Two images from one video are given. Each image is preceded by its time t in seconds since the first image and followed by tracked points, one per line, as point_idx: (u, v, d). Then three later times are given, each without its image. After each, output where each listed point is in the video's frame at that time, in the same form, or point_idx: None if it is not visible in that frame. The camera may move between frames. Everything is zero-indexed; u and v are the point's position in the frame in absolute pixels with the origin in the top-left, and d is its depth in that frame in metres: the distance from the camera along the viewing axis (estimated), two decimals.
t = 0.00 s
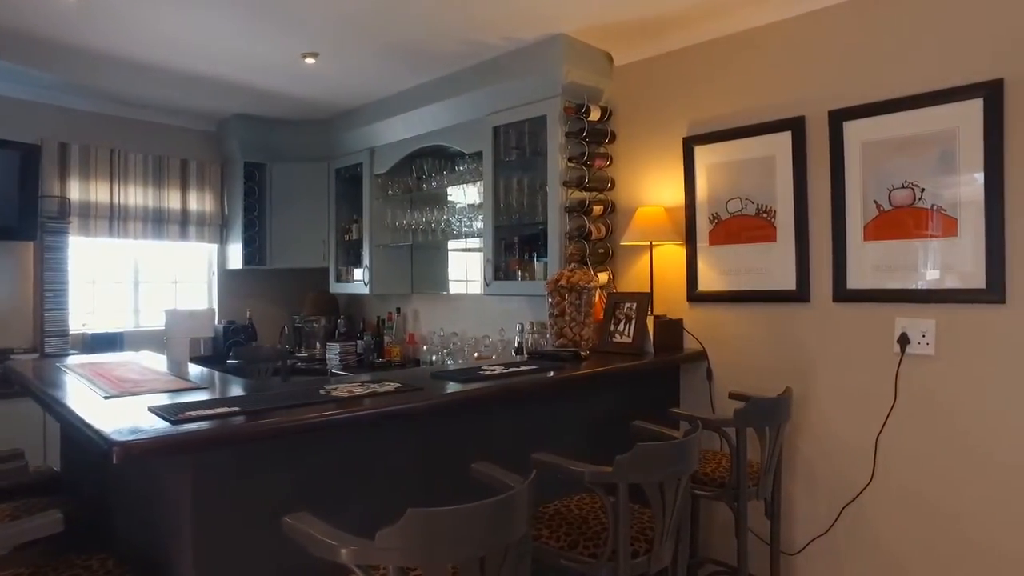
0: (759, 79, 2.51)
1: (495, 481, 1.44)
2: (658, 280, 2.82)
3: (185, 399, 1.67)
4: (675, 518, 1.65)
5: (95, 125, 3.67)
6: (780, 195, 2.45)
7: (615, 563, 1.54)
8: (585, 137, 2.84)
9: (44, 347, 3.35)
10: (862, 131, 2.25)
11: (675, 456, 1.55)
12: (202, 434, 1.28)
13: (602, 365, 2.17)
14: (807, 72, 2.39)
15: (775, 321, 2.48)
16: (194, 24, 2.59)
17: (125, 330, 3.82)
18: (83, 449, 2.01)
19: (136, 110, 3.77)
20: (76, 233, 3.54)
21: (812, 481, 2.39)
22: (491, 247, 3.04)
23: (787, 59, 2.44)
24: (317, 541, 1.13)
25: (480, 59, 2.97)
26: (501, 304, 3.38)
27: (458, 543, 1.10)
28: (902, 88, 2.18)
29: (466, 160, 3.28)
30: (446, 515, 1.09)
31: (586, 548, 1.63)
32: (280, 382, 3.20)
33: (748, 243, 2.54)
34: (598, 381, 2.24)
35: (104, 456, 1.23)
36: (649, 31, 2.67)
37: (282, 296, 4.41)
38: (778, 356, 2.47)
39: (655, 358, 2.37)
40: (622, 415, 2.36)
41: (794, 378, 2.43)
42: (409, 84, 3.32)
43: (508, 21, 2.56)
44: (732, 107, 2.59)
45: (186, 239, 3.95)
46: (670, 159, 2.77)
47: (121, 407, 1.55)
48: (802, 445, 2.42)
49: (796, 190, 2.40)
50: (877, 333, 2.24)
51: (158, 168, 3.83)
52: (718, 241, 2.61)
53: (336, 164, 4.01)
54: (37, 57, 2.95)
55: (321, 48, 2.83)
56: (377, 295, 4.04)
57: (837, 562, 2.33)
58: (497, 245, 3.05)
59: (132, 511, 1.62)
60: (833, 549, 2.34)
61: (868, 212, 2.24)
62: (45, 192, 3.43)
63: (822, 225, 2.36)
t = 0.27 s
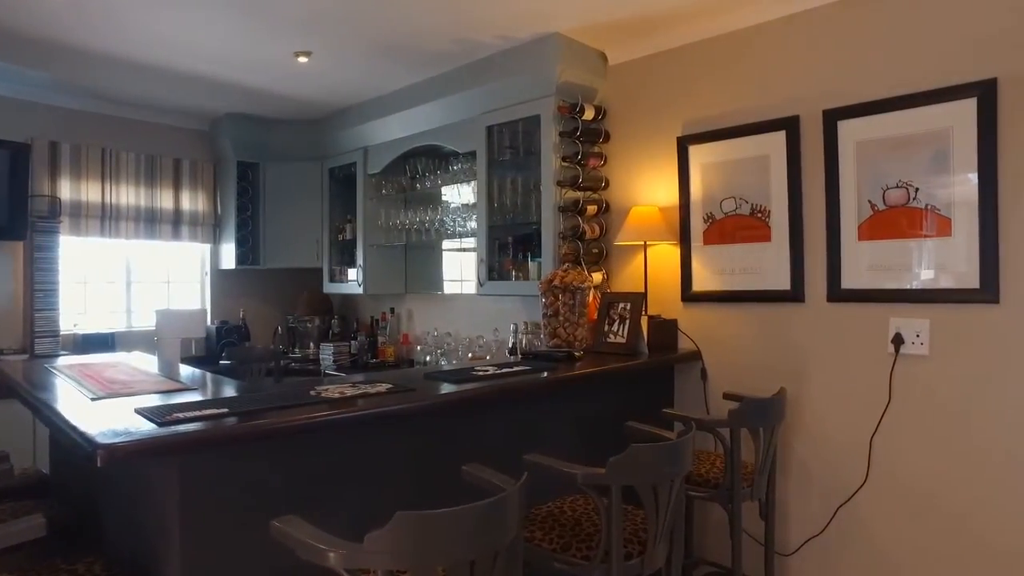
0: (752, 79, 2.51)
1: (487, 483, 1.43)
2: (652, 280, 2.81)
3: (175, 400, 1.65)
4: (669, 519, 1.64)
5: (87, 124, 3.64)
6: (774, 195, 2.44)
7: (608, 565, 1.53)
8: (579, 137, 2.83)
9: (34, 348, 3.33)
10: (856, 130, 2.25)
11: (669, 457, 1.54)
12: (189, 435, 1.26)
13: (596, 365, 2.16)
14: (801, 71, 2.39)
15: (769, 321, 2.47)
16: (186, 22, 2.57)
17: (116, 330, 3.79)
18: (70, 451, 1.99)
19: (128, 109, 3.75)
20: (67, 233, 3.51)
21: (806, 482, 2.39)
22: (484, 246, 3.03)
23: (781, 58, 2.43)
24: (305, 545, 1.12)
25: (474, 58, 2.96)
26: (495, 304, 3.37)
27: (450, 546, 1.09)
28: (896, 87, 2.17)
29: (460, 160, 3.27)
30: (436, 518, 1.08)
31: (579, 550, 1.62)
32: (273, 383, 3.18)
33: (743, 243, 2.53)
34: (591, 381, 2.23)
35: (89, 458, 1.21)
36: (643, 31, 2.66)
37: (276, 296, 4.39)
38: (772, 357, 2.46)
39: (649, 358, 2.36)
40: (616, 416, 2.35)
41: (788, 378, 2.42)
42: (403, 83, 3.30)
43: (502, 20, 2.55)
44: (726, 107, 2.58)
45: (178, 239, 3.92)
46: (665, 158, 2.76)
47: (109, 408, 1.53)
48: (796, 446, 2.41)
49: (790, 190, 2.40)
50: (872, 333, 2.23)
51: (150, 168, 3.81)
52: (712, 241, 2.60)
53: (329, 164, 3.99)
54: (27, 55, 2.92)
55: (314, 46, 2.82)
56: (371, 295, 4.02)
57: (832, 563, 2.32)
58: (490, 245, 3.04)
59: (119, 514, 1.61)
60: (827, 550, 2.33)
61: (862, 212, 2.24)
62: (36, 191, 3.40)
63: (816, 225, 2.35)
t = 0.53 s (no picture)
0: (749, 79, 2.50)
1: (482, 487, 1.41)
2: (648, 281, 2.80)
3: (167, 403, 1.62)
4: (665, 523, 1.62)
5: (79, 123, 3.61)
6: (771, 195, 2.43)
7: (604, 570, 1.52)
8: (574, 137, 2.82)
9: (24, 349, 3.29)
10: (852, 131, 2.24)
11: (665, 460, 1.53)
12: (179, 439, 1.24)
13: (592, 367, 2.15)
14: (797, 71, 2.38)
15: (766, 322, 2.46)
16: (178, 21, 2.54)
17: (108, 331, 3.76)
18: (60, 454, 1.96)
19: (120, 108, 3.71)
20: (58, 233, 3.48)
21: (802, 483, 2.38)
22: (479, 247, 3.01)
23: (777, 58, 2.42)
24: (297, 552, 1.10)
25: (468, 58, 2.94)
26: (490, 305, 3.35)
27: (448, 551, 1.07)
28: (892, 88, 2.17)
29: (455, 160, 3.25)
30: (430, 524, 1.06)
31: (575, 554, 1.60)
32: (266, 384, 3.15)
33: (739, 244, 2.52)
34: (587, 383, 2.21)
35: (77, 463, 1.19)
36: (639, 30, 2.65)
37: (270, 297, 4.36)
38: (768, 358, 2.45)
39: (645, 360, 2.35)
40: (612, 418, 2.33)
41: (785, 379, 2.42)
42: (397, 83, 3.29)
43: (497, 19, 2.54)
44: (722, 107, 2.57)
45: (171, 239, 3.89)
46: (661, 158, 2.75)
47: (98, 412, 1.51)
48: (792, 447, 2.40)
49: (786, 190, 2.39)
50: (868, 334, 2.23)
51: (142, 167, 3.78)
52: (708, 241, 2.59)
53: (324, 164, 3.97)
54: (16, 54, 2.89)
55: (308, 45, 2.79)
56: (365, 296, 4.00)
57: (828, 565, 2.32)
58: (485, 246, 3.02)
59: (108, 518, 1.59)
60: (823, 551, 2.33)
61: (858, 213, 2.23)
62: (26, 191, 3.37)
63: (813, 226, 2.35)
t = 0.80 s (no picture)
0: (744, 79, 2.49)
1: (478, 489, 1.40)
2: (644, 281, 2.79)
3: (159, 406, 1.60)
4: (663, 525, 1.61)
5: (69, 122, 3.57)
6: (767, 195, 2.43)
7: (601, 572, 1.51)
8: (570, 137, 2.81)
9: (13, 350, 3.25)
10: (848, 131, 2.24)
11: (663, 462, 1.52)
12: (170, 442, 1.22)
13: (588, 368, 2.14)
14: (793, 71, 2.37)
15: (761, 323, 2.45)
16: (169, 18, 2.52)
17: (99, 332, 3.73)
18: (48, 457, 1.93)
19: (111, 107, 3.68)
20: (48, 233, 3.44)
21: (799, 484, 2.37)
22: (474, 247, 3.00)
23: (773, 58, 2.42)
24: (291, 557, 1.08)
25: (463, 57, 2.92)
26: (485, 305, 3.34)
27: (446, 556, 1.06)
28: (888, 88, 2.17)
29: (450, 159, 3.24)
30: (427, 528, 1.05)
31: (572, 556, 1.59)
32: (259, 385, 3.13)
33: (735, 244, 2.51)
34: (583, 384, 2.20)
35: (65, 467, 1.17)
36: (634, 30, 2.64)
37: (263, 297, 4.33)
38: (764, 358, 2.45)
39: (640, 360, 2.34)
40: (608, 419, 2.32)
41: (780, 380, 2.41)
42: (391, 82, 3.27)
43: (492, 18, 2.52)
44: (717, 107, 2.56)
45: (163, 239, 3.86)
46: (656, 158, 2.74)
47: (88, 415, 1.48)
48: (789, 448, 2.40)
49: (782, 191, 2.38)
50: (864, 335, 2.22)
51: (134, 167, 3.74)
52: (704, 241, 2.59)
53: (317, 163, 3.95)
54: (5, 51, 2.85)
55: (301, 44, 2.77)
56: (359, 296, 3.98)
57: (824, 565, 2.31)
58: (480, 246, 3.00)
59: (98, 523, 1.56)
60: (819, 552, 2.32)
61: (854, 213, 2.23)
62: (15, 190, 3.33)
63: (808, 226, 2.34)
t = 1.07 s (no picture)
0: (738, 79, 2.49)
1: (473, 491, 1.39)
2: (637, 281, 2.78)
3: (149, 407, 1.58)
4: (657, 526, 1.61)
5: (57, 120, 3.53)
6: (760, 195, 2.43)
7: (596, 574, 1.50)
8: (563, 136, 2.81)
9: None
10: (841, 131, 2.24)
11: (658, 463, 1.51)
12: (160, 446, 1.20)
13: (582, 368, 2.13)
14: (786, 71, 2.37)
15: (755, 323, 2.45)
16: (159, 16, 2.49)
17: (88, 333, 3.69)
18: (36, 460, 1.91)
19: (99, 106, 3.64)
20: (35, 233, 3.40)
21: (792, 484, 2.38)
22: (467, 247, 2.99)
23: (767, 58, 2.42)
24: (283, 561, 1.07)
25: (456, 56, 2.91)
26: (478, 305, 3.33)
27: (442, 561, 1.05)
28: (881, 88, 2.17)
29: (442, 159, 3.22)
30: (421, 531, 1.03)
31: (566, 558, 1.58)
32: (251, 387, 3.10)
33: (728, 244, 2.51)
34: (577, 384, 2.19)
35: (52, 471, 1.15)
36: (627, 30, 2.63)
37: (254, 298, 4.30)
38: (757, 358, 2.45)
39: (634, 360, 2.34)
40: (601, 419, 2.31)
41: (774, 379, 2.41)
42: (384, 81, 3.25)
43: (485, 18, 2.51)
44: (711, 107, 2.56)
45: (153, 239, 3.83)
46: (650, 158, 2.74)
47: (76, 417, 1.46)
48: (782, 447, 2.40)
49: (775, 191, 2.38)
50: (857, 335, 2.23)
51: (123, 166, 3.71)
52: (698, 241, 2.59)
53: (309, 163, 3.92)
54: None
55: (292, 43, 2.75)
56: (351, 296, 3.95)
57: (817, 565, 2.32)
58: (473, 246, 2.99)
59: (87, 527, 1.54)
60: (812, 552, 2.33)
61: (847, 213, 2.23)
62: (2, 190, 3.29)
63: (802, 226, 2.34)
